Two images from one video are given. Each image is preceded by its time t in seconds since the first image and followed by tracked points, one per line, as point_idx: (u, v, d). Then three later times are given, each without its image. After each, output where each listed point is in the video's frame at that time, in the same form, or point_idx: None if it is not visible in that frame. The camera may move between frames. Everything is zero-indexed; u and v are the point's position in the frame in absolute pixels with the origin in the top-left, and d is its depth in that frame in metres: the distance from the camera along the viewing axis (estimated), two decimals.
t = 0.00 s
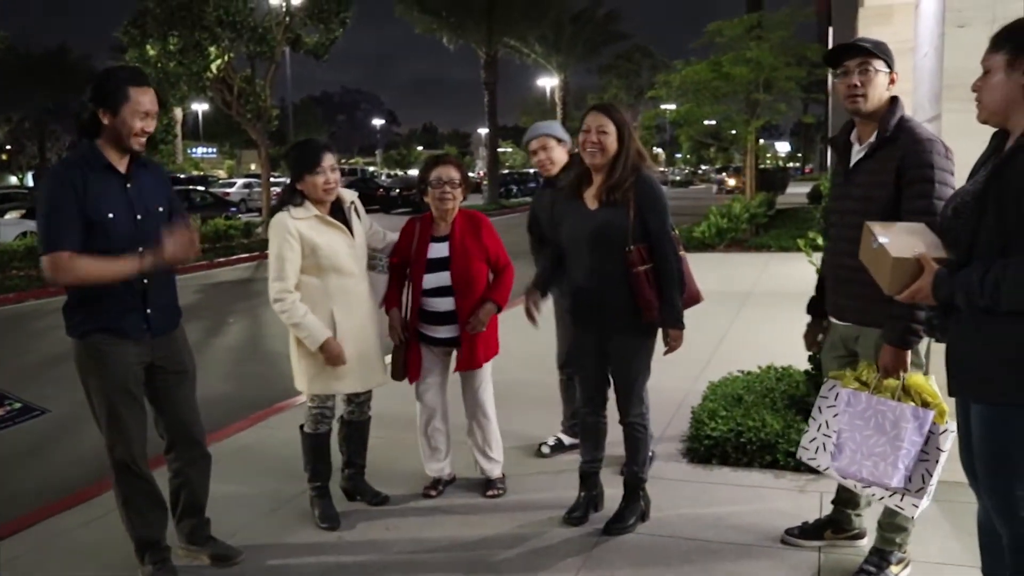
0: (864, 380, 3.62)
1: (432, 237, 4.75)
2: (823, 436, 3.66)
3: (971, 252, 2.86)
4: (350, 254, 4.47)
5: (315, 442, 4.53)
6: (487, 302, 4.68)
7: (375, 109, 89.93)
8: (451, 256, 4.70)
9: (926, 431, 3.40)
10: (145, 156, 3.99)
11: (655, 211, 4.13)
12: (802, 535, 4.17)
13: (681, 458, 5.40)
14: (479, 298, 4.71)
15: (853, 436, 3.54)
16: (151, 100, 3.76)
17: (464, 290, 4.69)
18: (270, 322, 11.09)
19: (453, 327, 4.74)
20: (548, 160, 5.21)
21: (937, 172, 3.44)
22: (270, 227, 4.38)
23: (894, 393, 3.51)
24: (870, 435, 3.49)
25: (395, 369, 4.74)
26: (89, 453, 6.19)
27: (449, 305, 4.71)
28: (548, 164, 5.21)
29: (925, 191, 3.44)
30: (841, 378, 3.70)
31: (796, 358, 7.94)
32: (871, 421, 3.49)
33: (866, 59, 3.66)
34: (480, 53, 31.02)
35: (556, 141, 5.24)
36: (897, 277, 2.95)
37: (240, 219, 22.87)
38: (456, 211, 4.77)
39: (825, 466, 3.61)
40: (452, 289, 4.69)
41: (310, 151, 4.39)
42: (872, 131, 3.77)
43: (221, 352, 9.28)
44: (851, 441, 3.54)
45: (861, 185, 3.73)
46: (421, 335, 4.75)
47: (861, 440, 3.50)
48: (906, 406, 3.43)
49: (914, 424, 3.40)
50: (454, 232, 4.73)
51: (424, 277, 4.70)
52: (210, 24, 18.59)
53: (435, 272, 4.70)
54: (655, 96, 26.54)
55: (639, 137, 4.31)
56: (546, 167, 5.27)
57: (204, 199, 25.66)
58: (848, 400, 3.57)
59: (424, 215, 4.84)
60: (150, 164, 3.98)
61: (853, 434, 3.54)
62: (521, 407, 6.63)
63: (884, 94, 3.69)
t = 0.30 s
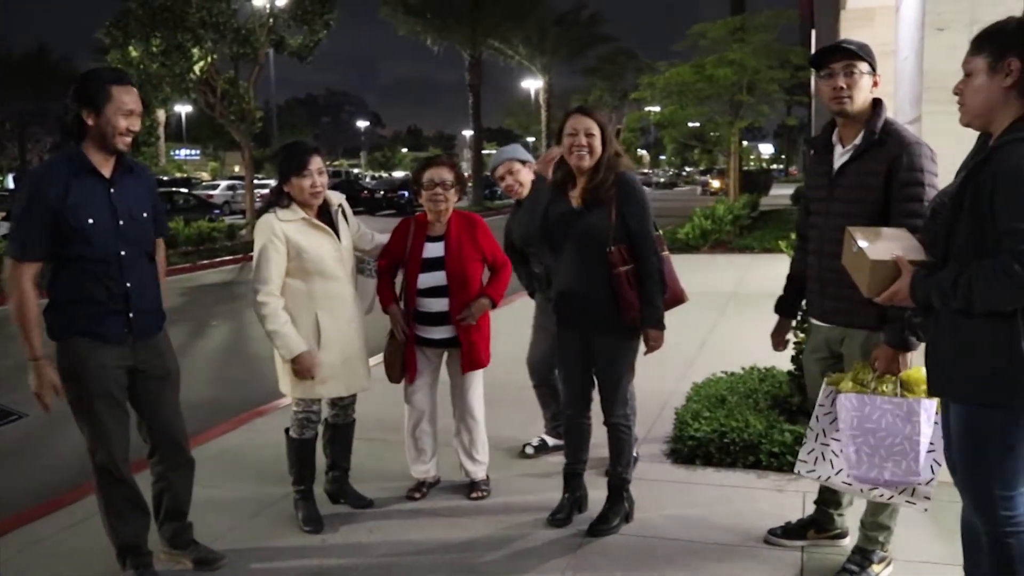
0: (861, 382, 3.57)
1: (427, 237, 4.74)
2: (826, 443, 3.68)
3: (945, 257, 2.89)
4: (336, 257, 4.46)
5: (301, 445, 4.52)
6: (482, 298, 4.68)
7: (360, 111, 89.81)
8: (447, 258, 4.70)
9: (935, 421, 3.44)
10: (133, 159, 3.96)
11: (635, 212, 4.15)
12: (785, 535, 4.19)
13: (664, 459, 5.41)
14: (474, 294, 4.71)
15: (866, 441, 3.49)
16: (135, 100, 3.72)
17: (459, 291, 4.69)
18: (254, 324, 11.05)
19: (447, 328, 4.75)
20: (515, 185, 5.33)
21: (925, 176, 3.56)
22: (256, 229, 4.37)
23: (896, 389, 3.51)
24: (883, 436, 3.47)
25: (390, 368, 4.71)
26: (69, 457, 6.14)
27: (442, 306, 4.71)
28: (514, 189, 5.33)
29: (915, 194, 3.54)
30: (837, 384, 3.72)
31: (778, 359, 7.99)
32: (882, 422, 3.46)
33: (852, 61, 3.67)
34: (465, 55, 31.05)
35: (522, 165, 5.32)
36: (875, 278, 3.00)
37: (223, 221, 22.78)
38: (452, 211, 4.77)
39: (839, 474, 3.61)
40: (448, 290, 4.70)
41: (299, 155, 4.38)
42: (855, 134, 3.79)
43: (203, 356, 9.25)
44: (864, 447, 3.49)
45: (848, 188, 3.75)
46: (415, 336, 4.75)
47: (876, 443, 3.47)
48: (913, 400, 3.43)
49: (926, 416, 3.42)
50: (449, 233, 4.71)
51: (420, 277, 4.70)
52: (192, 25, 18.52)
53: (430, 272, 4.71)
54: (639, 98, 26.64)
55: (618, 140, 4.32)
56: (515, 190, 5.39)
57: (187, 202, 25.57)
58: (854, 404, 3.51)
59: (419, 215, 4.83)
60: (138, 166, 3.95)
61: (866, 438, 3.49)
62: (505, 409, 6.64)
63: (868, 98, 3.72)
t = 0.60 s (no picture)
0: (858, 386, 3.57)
1: (420, 235, 4.74)
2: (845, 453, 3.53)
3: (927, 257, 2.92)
4: (321, 257, 4.44)
5: (284, 445, 4.50)
6: (466, 311, 4.69)
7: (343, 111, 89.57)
8: (438, 257, 4.70)
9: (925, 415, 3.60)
10: (118, 157, 3.94)
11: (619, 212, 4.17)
12: (767, 533, 4.20)
13: (647, 458, 5.43)
14: (461, 305, 4.72)
15: (886, 443, 3.46)
16: (103, 89, 3.68)
17: (450, 290, 4.70)
18: (237, 325, 11.01)
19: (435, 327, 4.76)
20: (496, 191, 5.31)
21: (904, 176, 3.59)
22: (242, 230, 4.37)
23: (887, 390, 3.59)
24: (902, 435, 3.48)
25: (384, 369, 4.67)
26: (49, 460, 6.10)
27: (432, 305, 4.73)
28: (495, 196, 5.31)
29: (895, 194, 3.57)
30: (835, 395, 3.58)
31: (760, 358, 8.03)
32: (898, 422, 3.49)
33: (832, 62, 3.69)
34: (448, 55, 31.04)
35: (501, 173, 5.30)
36: (859, 277, 3.04)
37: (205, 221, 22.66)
38: (445, 210, 4.77)
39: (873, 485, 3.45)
40: (439, 290, 4.71)
41: (288, 154, 4.34)
42: (835, 135, 3.81)
43: (185, 357, 9.20)
44: (885, 449, 3.46)
45: (828, 187, 3.77)
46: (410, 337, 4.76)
47: (898, 443, 3.47)
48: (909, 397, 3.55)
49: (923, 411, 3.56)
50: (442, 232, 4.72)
51: (411, 274, 4.71)
52: (174, 24, 18.42)
53: (421, 270, 4.71)
54: (623, 98, 26.72)
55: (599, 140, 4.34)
56: (496, 198, 5.36)
57: (169, 202, 25.44)
58: (869, 412, 3.48)
59: (411, 214, 4.84)
60: (123, 165, 3.92)
61: (886, 439, 3.46)
62: (489, 409, 6.65)
63: (848, 100, 3.74)
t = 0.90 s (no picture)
0: (842, 387, 3.57)
1: (413, 231, 4.75)
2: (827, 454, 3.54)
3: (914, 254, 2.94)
4: (307, 255, 4.43)
5: (268, 442, 4.49)
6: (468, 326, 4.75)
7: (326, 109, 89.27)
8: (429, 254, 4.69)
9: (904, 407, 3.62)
10: (101, 153, 3.91)
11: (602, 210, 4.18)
12: (750, 529, 4.22)
13: (631, 455, 5.44)
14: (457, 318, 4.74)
15: (868, 444, 3.48)
16: (66, 80, 3.62)
17: (440, 288, 4.68)
18: (220, 324, 10.96)
19: (425, 324, 4.76)
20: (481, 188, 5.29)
21: (884, 174, 3.60)
22: (229, 228, 4.34)
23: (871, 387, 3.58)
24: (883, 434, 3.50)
25: (375, 364, 4.68)
26: (29, 461, 6.05)
27: (421, 301, 4.72)
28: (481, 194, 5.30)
29: (874, 192, 3.57)
30: (822, 396, 3.56)
31: (743, 355, 8.07)
32: (880, 421, 3.51)
33: (816, 61, 3.71)
34: (432, 52, 30.98)
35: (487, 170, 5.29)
36: (845, 276, 2.98)
37: (188, 219, 22.54)
38: (440, 206, 4.77)
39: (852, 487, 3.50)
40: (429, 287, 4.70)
41: (281, 152, 4.32)
42: (817, 132, 3.83)
43: (167, 356, 9.15)
44: (867, 451, 3.48)
45: (807, 184, 3.80)
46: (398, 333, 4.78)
47: (880, 443, 3.49)
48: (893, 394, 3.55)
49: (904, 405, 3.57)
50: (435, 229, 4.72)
51: (402, 270, 4.71)
52: (155, 21, 18.28)
53: (412, 266, 4.70)
54: (607, 96, 26.76)
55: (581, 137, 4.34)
56: (483, 195, 5.34)
57: (150, 200, 25.28)
58: (850, 413, 3.48)
59: (404, 211, 4.84)
60: (106, 160, 3.89)
61: (867, 441, 3.48)
62: (473, 407, 6.64)
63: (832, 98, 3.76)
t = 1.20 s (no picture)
0: (801, 378, 3.62)
1: (405, 230, 4.76)
2: (765, 436, 3.69)
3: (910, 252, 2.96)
4: (299, 254, 4.44)
5: (255, 440, 4.47)
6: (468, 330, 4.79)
7: (312, 106, 89.01)
8: (419, 253, 4.68)
9: (870, 420, 3.46)
10: (85, 151, 3.89)
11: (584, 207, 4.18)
12: (734, 526, 4.25)
13: (616, 453, 5.46)
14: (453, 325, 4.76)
15: (798, 433, 3.55)
16: (62, 81, 3.63)
17: (429, 288, 4.66)
18: (204, 323, 10.93)
19: (414, 323, 4.75)
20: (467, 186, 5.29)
21: (868, 174, 3.61)
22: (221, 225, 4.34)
23: (833, 387, 3.54)
24: (818, 432, 3.51)
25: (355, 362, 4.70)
26: (11, 461, 6.02)
27: (411, 299, 4.71)
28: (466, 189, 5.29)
29: (858, 191, 3.59)
30: (779, 378, 3.70)
31: (727, 352, 8.10)
32: (818, 419, 3.51)
33: (802, 59, 3.73)
34: (418, 50, 30.95)
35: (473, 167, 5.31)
36: (842, 275, 2.94)
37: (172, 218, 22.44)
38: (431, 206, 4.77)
39: (776, 468, 3.63)
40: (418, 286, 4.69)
41: (274, 151, 4.32)
42: (803, 130, 3.86)
43: (152, 355, 9.12)
44: (796, 438, 3.56)
45: (792, 182, 3.82)
46: (382, 329, 4.78)
47: (811, 438, 3.52)
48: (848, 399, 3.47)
49: (859, 415, 3.45)
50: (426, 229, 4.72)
51: (391, 269, 4.72)
52: (138, 18, 18.17)
53: (402, 265, 4.70)
54: (592, 94, 26.81)
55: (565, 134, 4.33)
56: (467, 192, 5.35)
57: (134, 199, 25.15)
58: (790, 399, 3.56)
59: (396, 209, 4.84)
60: (90, 158, 3.88)
61: (800, 430, 3.54)
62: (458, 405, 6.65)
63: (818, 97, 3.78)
